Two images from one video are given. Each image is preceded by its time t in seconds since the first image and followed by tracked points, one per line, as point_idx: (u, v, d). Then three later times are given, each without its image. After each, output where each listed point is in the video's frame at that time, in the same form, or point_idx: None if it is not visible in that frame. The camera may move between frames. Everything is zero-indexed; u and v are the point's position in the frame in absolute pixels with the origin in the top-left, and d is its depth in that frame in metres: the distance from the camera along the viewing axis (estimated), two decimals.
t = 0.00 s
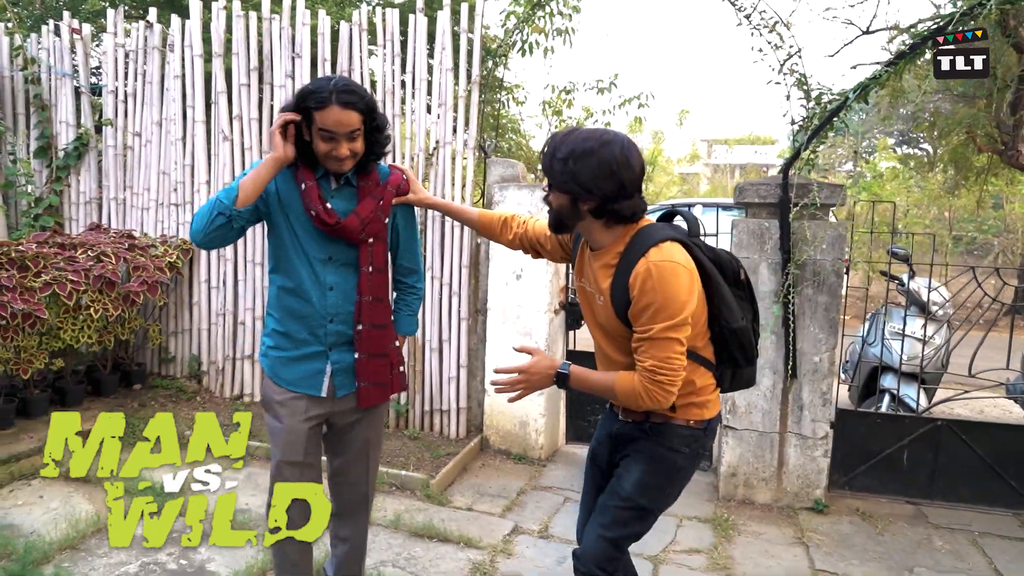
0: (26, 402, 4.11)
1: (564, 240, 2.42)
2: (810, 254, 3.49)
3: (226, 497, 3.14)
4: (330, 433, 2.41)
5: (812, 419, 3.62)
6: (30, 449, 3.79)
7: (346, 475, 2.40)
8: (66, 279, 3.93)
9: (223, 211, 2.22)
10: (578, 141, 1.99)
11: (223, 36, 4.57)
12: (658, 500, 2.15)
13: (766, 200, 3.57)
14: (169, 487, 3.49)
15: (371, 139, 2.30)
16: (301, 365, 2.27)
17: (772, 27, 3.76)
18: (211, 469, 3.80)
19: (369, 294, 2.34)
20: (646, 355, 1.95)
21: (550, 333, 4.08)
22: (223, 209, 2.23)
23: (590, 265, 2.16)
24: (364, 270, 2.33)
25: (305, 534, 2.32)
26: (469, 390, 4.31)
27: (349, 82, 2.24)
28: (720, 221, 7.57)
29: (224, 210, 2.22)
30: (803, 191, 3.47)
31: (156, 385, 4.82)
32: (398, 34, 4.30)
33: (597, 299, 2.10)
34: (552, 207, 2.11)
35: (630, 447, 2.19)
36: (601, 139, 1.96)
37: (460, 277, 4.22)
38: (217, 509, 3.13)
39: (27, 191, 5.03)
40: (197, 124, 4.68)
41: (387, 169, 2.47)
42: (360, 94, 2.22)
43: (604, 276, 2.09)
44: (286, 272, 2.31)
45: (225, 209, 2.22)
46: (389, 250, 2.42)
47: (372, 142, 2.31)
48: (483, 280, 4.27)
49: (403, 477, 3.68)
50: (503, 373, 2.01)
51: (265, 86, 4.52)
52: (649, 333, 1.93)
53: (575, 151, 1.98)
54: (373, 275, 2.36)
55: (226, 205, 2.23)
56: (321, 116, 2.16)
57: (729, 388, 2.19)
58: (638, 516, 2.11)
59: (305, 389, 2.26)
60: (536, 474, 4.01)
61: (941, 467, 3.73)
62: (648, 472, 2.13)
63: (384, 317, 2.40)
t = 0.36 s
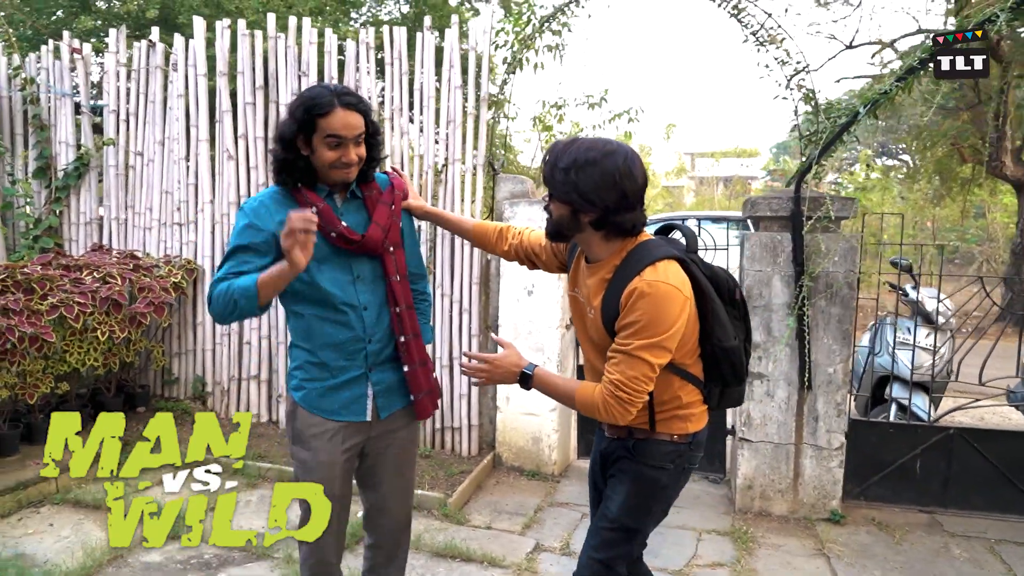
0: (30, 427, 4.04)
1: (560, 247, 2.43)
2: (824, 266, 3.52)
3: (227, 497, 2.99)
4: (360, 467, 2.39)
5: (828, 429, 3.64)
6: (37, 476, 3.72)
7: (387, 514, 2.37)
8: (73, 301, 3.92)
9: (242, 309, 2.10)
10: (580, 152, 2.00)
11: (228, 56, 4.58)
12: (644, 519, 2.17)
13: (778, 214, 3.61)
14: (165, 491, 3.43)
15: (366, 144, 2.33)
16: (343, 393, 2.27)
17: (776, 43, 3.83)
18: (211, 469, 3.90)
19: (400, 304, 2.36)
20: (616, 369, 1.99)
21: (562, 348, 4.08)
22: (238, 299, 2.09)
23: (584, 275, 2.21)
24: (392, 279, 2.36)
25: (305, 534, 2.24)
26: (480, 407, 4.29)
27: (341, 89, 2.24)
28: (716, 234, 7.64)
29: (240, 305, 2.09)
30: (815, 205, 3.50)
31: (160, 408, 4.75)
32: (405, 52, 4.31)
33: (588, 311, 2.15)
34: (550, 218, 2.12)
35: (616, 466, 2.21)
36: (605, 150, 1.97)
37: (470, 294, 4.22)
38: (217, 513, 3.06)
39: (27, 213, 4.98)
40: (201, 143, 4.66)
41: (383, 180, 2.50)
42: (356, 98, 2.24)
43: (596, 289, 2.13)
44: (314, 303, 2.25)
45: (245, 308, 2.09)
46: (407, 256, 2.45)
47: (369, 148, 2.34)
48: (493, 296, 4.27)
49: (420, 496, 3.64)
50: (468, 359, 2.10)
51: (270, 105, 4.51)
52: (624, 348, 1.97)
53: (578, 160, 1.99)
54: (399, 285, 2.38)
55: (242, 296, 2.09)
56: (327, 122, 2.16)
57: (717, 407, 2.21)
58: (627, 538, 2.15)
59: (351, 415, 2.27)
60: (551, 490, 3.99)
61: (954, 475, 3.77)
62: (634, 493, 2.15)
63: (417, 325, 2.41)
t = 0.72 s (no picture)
0: (13, 433, 3.94)
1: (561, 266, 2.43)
2: (815, 258, 3.59)
3: (227, 497, 2.90)
4: (386, 472, 2.36)
5: (819, 417, 3.71)
6: (24, 482, 3.61)
7: (423, 513, 2.29)
8: (57, 303, 3.81)
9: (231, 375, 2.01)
10: (570, 131, 2.01)
11: (209, 49, 4.48)
12: (628, 512, 2.24)
13: (770, 206, 3.68)
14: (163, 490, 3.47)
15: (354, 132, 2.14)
16: (356, 394, 2.17)
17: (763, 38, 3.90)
18: (212, 469, 3.73)
19: (402, 302, 2.24)
20: (585, 351, 1.98)
21: (556, 342, 4.09)
22: (237, 360, 2.00)
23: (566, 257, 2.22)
24: (393, 276, 2.22)
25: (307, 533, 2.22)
26: (474, 402, 4.29)
27: (323, 76, 2.04)
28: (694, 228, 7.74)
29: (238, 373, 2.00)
30: (807, 198, 3.57)
31: (146, 410, 4.66)
32: (394, 46, 4.28)
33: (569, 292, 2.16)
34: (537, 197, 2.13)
35: (594, 461, 2.26)
36: (596, 128, 1.98)
37: (463, 289, 4.21)
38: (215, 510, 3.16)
39: None
40: (183, 139, 4.57)
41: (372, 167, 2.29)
42: (340, 83, 2.05)
43: (578, 271, 2.13)
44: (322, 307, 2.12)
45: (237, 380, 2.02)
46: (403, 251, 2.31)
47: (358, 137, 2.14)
48: (485, 291, 4.27)
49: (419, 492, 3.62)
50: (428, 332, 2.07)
51: (254, 100, 4.44)
52: (596, 331, 1.97)
53: (569, 138, 2.00)
54: (401, 282, 2.25)
55: (244, 364, 2.00)
56: (315, 112, 1.96)
57: (690, 396, 2.24)
58: (615, 532, 2.23)
59: (366, 415, 2.19)
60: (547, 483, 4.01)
61: (939, 460, 3.88)
62: (616, 490, 2.21)
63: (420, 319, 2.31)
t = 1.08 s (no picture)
0: None
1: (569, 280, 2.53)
2: (790, 249, 3.69)
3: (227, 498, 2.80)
4: (385, 479, 2.27)
5: (796, 403, 3.82)
6: None
7: (420, 523, 2.20)
8: (27, 311, 3.75)
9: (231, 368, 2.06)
10: (536, 120, 2.05)
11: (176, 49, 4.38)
12: (615, 493, 2.28)
13: (745, 199, 3.77)
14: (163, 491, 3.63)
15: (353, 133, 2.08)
16: (351, 404, 2.10)
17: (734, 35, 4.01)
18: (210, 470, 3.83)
19: (400, 311, 2.16)
20: (552, 337, 2.01)
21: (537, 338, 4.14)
22: (232, 357, 2.04)
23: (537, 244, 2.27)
24: (390, 286, 2.13)
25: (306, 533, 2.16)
26: (456, 400, 4.30)
27: (316, 76, 1.96)
28: (661, 222, 7.86)
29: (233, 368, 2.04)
30: (780, 190, 3.68)
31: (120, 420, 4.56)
32: (368, 45, 4.27)
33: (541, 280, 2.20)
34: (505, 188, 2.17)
35: (577, 448, 2.31)
36: (562, 117, 2.02)
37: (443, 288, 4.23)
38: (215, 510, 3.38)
39: None
40: (150, 142, 4.47)
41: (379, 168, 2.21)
42: (334, 84, 1.98)
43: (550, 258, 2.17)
44: (319, 311, 2.08)
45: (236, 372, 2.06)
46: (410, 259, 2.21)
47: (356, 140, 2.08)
48: (465, 289, 4.29)
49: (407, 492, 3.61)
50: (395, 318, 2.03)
51: (225, 100, 4.36)
52: (563, 318, 2.00)
53: (536, 127, 2.04)
54: (401, 292, 2.16)
55: (238, 361, 2.04)
56: (310, 117, 1.90)
57: (663, 377, 2.29)
58: (607, 513, 2.26)
59: (361, 424, 2.11)
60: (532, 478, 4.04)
61: (908, 441, 4.03)
62: (602, 474, 2.26)
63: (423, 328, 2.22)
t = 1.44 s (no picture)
0: None
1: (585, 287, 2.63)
2: (791, 242, 3.75)
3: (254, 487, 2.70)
4: (420, 469, 2.33)
5: (796, 393, 3.90)
6: (3, 492, 3.50)
7: (456, 514, 2.26)
8: (30, 305, 3.73)
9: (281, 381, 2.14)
10: (531, 107, 2.09)
11: (176, 40, 4.35)
12: (611, 477, 2.32)
13: (746, 192, 3.83)
14: (163, 492, 3.65)
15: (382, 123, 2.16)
16: (389, 393, 2.16)
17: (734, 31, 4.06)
18: (211, 469, 3.89)
19: (431, 301, 2.22)
20: (553, 321, 2.07)
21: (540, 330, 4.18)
22: (277, 366, 2.10)
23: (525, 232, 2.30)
24: (423, 276, 2.20)
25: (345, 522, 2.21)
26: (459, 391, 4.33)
27: (343, 68, 2.05)
28: (653, 215, 7.93)
29: (280, 376, 2.11)
30: (782, 184, 3.74)
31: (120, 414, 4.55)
32: (369, 38, 4.31)
33: (529, 265, 2.25)
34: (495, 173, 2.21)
35: (567, 438, 2.35)
36: (557, 106, 2.07)
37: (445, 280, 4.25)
38: (216, 511, 3.38)
39: None
40: (149, 133, 4.43)
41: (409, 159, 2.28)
42: (360, 75, 2.07)
43: (538, 244, 2.23)
44: (355, 306, 2.15)
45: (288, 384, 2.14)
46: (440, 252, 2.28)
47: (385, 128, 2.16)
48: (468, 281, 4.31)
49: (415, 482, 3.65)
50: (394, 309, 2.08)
51: (225, 92, 4.34)
52: (559, 301, 2.06)
53: (532, 115, 2.08)
54: (431, 281, 2.22)
55: (285, 370, 2.10)
56: (347, 105, 1.98)
57: (644, 366, 2.33)
58: (602, 498, 2.31)
59: (396, 416, 2.16)
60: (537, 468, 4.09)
61: (904, 429, 4.13)
62: (595, 461, 2.29)
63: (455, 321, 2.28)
